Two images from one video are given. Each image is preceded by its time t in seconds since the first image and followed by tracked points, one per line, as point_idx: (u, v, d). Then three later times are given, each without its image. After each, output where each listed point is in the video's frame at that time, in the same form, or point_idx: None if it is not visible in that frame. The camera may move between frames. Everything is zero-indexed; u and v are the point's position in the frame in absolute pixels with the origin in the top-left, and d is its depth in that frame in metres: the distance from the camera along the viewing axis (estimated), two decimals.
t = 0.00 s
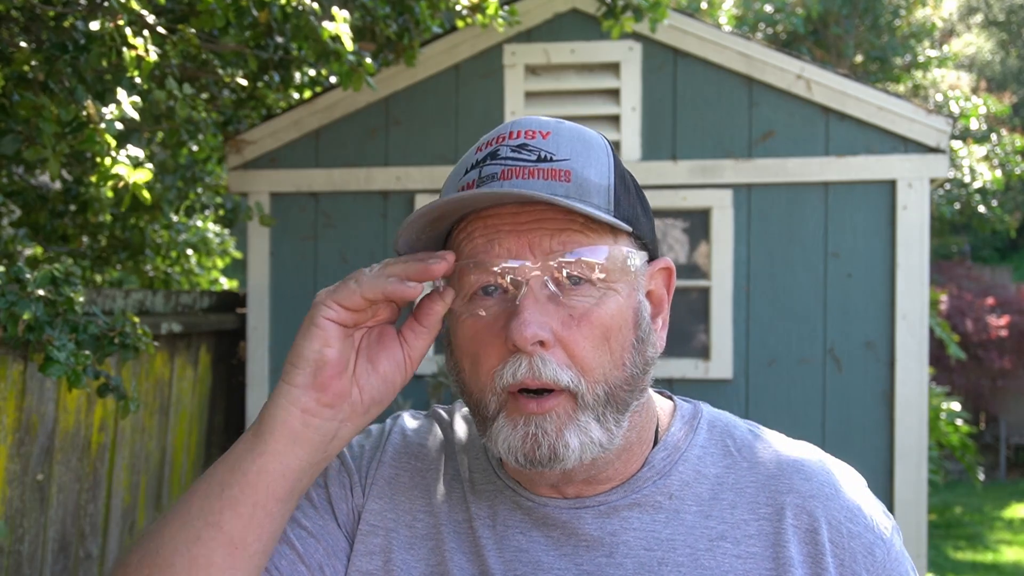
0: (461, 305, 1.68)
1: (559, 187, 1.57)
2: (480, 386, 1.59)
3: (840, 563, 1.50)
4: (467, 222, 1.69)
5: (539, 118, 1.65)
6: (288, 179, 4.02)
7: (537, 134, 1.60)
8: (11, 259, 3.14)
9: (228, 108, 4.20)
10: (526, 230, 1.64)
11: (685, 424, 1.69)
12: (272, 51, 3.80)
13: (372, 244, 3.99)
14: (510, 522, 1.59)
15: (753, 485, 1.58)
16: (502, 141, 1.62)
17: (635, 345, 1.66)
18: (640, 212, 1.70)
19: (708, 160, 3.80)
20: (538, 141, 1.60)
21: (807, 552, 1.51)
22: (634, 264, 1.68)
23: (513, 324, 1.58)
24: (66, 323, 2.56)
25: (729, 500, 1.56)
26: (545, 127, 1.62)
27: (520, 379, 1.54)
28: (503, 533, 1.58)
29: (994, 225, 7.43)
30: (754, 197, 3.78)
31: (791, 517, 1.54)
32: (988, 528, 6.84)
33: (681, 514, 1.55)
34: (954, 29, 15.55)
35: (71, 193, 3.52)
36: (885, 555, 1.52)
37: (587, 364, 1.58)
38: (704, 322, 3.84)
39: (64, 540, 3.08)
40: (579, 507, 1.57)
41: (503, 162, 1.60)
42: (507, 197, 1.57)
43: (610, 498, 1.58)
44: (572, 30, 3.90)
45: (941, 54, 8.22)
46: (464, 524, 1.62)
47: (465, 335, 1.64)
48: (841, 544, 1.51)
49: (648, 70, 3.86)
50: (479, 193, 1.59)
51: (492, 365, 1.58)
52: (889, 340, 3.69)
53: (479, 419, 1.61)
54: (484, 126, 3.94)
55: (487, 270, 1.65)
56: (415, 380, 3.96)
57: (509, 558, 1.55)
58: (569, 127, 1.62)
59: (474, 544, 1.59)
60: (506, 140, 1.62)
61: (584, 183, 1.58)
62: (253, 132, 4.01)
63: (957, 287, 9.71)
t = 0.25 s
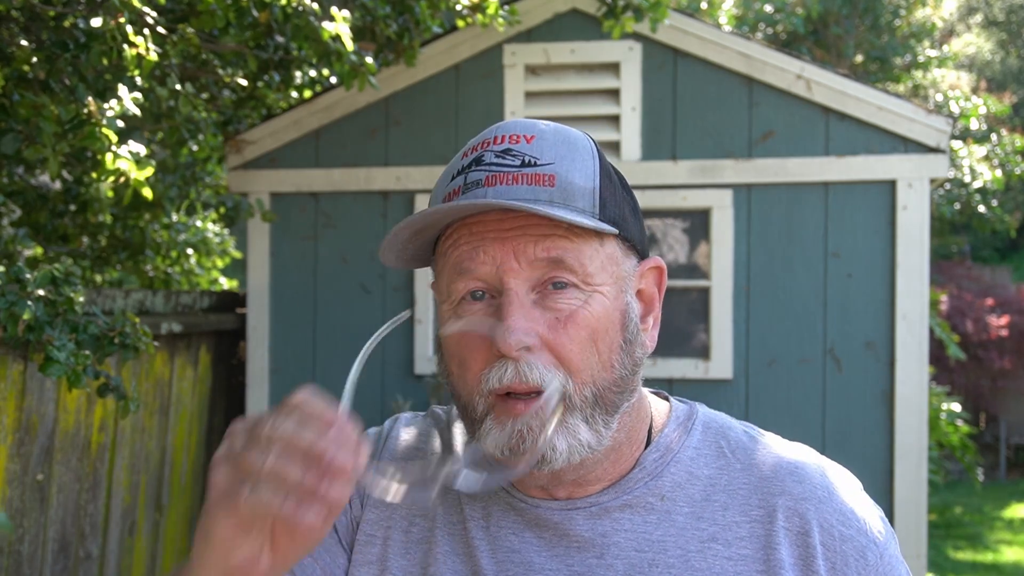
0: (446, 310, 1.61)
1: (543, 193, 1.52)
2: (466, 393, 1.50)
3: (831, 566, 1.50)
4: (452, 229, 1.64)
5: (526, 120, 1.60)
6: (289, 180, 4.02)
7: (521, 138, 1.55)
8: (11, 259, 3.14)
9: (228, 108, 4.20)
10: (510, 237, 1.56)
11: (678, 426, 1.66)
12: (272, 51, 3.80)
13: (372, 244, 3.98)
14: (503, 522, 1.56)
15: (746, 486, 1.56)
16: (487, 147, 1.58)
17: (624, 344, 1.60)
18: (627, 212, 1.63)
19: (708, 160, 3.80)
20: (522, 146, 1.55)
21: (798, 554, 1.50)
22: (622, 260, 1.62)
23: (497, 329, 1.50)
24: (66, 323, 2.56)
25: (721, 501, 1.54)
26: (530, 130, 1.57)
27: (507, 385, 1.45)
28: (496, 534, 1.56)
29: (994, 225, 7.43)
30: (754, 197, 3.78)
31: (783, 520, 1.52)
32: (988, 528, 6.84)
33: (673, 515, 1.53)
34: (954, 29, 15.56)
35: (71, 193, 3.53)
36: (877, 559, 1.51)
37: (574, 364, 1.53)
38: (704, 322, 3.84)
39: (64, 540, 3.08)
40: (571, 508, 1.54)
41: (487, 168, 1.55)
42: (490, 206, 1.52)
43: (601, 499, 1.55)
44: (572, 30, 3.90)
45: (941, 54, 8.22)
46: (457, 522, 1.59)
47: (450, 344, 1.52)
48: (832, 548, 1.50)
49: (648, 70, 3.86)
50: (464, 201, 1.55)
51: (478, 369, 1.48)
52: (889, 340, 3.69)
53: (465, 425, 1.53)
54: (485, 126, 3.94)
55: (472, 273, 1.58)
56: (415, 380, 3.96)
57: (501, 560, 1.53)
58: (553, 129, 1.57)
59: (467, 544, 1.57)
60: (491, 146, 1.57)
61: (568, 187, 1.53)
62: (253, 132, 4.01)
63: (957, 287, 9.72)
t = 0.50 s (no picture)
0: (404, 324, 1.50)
1: (485, 212, 1.38)
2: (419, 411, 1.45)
3: (832, 569, 1.40)
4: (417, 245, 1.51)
5: (494, 129, 1.45)
6: (289, 179, 4.02)
7: (479, 151, 1.41)
8: (11, 259, 3.14)
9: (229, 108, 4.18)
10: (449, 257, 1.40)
11: (675, 429, 1.53)
12: (272, 51, 3.80)
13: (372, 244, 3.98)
14: (497, 525, 1.45)
15: (746, 486, 1.44)
16: (449, 161, 1.45)
17: (585, 364, 1.41)
18: (596, 219, 1.41)
19: (708, 160, 3.80)
20: (477, 160, 1.41)
21: (799, 556, 1.40)
22: (582, 272, 1.41)
23: (433, 353, 1.39)
24: (66, 323, 2.56)
25: (720, 502, 1.43)
26: (490, 142, 1.42)
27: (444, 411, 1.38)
28: (489, 539, 1.44)
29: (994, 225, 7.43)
30: (754, 197, 3.78)
31: (784, 522, 1.41)
32: (988, 528, 6.84)
33: (671, 516, 1.42)
34: (954, 28, 15.56)
35: (71, 193, 3.53)
36: (879, 562, 1.42)
37: (518, 390, 1.38)
38: (704, 322, 3.83)
39: (64, 540, 3.09)
40: (566, 511, 1.43)
41: (442, 185, 1.44)
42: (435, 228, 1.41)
43: (598, 502, 1.44)
44: (572, 30, 3.90)
45: (941, 54, 8.23)
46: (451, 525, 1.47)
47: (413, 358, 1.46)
48: (834, 550, 1.41)
49: (648, 70, 3.85)
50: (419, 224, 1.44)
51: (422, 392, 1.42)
52: (889, 340, 3.69)
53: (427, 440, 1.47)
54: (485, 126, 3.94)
55: (420, 292, 1.43)
56: (414, 380, 3.96)
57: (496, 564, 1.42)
58: (515, 140, 1.41)
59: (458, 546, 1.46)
60: (450, 160, 1.44)
61: (512, 205, 1.37)
62: (253, 132, 4.01)
63: (957, 287, 9.72)
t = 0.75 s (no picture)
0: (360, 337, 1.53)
1: (372, 274, 1.35)
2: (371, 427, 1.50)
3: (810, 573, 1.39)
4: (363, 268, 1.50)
5: (403, 170, 1.38)
6: (289, 180, 4.02)
7: (379, 202, 1.37)
8: (11, 259, 3.14)
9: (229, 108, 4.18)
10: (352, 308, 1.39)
11: (651, 431, 1.52)
12: (272, 51, 3.81)
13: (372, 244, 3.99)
14: (468, 527, 1.47)
15: (723, 489, 1.44)
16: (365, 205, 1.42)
17: (485, 419, 1.36)
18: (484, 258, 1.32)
19: (708, 160, 3.80)
20: (375, 211, 1.37)
21: (774, 562, 1.39)
22: (475, 328, 1.34)
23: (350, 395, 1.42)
24: (66, 323, 2.56)
25: (695, 505, 1.42)
26: (392, 189, 1.37)
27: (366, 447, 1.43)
28: (463, 538, 1.47)
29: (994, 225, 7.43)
30: (754, 197, 3.78)
31: (760, 526, 1.41)
32: (988, 528, 6.84)
33: (643, 520, 1.42)
34: (954, 28, 15.57)
35: (71, 193, 3.53)
36: (862, 566, 1.40)
37: (420, 441, 1.38)
38: (704, 322, 3.83)
39: (64, 540, 3.09)
40: (536, 514, 1.46)
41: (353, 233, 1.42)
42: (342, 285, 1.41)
43: (566, 508, 1.45)
44: (572, 30, 3.90)
45: (941, 54, 8.23)
46: (431, 525, 1.50)
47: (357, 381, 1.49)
48: (813, 555, 1.40)
49: (648, 70, 3.85)
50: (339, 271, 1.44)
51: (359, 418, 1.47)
52: (889, 340, 3.69)
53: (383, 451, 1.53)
54: (485, 126, 3.94)
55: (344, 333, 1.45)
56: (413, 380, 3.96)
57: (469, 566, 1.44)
58: (411, 189, 1.35)
59: (448, 545, 1.47)
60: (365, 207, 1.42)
61: (393, 268, 1.32)
62: (253, 132, 4.01)
63: (957, 287, 9.72)
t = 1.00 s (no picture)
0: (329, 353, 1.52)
1: (310, 301, 1.34)
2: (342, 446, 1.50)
3: None
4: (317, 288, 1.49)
5: (336, 193, 1.37)
6: (289, 179, 4.01)
7: (313, 227, 1.36)
8: (11, 259, 3.14)
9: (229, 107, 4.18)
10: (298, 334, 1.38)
11: (620, 436, 1.48)
12: (272, 51, 3.81)
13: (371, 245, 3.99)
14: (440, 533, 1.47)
15: (689, 494, 1.40)
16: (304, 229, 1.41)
17: (434, 439, 1.34)
18: (412, 275, 1.29)
19: (708, 160, 3.79)
20: (311, 237, 1.35)
21: (740, 569, 1.36)
22: (416, 348, 1.32)
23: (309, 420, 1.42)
24: (66, 323, 2.56)
25: (660, 512, 1.39)
26: (325, 213, 1.35)
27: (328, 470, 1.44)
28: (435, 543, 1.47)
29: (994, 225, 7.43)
30: (754, 197, 3.78)
31: (724, 533, 1.37)
32: (987, 528, 6.84)
33: (607, 527, 1.39)
34: (954, 29, 15.56)
35: (71, 193, 3.55)
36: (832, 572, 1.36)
37: (375, 462, 1.37)
38: (704, 322, 3.84)
39: (64, 540, 3.09)
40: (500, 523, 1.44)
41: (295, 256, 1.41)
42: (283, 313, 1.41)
43: (532, 516, 1.43)
44: (572, 30, 3.90)
45: (941, 54, 8.23)
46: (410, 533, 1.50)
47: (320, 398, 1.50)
48: (780, 562, 1.36)
49: (648, 70, 3.85)
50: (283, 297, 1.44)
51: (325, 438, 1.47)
52: (890, 340, 3.69)
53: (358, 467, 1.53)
54: (485, 126, 3.94)
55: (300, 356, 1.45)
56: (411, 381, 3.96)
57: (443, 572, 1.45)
58: (342, 213, 1.33)
59: (426, 552, 1.47)
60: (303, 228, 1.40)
61: (328, 295, 1.31)
62: (253, 132, 4.01)
63: (957, 287, 9.72)
